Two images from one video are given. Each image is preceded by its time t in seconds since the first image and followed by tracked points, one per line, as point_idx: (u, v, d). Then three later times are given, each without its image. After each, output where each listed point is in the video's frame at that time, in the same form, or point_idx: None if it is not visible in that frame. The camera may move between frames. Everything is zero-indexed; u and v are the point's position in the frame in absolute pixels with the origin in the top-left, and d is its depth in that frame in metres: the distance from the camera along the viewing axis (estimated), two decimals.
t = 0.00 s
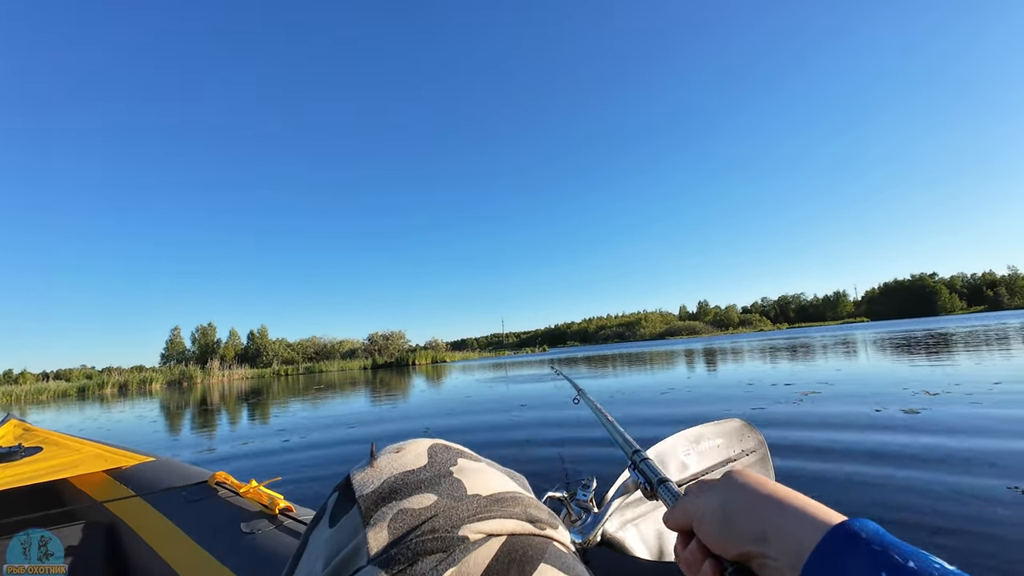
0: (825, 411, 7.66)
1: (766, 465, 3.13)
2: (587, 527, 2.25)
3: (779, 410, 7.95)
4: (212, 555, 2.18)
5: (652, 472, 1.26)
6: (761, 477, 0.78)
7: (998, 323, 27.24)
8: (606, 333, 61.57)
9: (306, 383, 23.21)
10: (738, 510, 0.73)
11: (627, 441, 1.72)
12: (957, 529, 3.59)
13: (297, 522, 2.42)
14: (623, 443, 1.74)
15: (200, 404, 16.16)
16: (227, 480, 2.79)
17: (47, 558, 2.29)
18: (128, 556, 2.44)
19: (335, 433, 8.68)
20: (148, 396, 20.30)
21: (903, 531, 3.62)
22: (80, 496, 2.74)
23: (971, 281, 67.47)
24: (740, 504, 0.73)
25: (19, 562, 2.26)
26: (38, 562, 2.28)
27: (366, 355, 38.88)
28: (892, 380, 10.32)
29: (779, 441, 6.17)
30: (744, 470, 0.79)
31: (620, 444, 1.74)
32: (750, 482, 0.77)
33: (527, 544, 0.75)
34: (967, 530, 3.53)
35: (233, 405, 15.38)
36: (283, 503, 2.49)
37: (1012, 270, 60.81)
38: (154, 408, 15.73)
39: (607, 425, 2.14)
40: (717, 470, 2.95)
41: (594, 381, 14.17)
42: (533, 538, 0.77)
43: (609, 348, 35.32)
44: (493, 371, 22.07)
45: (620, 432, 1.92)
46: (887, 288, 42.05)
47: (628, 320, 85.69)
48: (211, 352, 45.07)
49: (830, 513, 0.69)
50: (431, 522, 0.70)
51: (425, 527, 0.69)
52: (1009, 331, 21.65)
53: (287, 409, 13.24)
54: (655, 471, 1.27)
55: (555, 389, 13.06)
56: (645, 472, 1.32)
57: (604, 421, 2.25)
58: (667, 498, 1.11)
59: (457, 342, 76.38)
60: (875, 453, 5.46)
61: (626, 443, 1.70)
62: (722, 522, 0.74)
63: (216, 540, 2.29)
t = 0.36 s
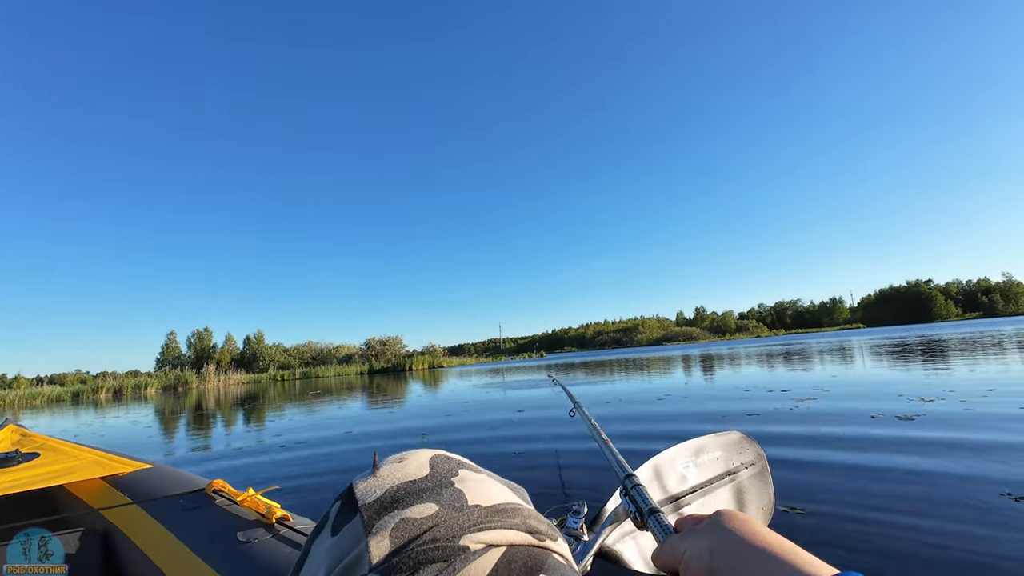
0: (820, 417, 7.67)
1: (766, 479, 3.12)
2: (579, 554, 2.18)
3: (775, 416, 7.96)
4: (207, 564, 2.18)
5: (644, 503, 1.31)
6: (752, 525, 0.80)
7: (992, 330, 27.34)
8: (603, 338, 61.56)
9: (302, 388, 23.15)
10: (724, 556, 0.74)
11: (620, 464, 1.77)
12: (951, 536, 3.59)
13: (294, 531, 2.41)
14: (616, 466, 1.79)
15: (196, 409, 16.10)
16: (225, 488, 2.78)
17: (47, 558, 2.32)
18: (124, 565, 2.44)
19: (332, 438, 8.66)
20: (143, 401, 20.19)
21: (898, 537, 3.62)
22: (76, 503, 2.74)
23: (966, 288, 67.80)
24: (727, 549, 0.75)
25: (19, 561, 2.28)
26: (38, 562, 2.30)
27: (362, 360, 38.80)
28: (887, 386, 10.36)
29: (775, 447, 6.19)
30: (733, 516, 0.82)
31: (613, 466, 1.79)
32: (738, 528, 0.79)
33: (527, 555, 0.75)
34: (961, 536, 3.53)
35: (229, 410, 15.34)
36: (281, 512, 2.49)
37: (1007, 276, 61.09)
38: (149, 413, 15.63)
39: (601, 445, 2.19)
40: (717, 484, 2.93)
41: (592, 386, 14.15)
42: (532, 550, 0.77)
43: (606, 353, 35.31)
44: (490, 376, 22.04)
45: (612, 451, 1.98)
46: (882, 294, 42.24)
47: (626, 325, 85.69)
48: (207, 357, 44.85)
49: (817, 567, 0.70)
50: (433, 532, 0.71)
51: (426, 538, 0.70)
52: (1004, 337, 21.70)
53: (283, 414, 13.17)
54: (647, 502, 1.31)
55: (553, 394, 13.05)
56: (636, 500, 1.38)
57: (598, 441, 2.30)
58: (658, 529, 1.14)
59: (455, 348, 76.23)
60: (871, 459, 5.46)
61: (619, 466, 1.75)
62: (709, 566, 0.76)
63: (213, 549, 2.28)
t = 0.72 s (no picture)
0: (818, 424, 7.68)
1: (757, 480, 3.15)
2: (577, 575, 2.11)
3: (773, 423, 7.96)
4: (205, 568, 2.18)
5: (636, 523, 1.36)
6: (735, 551, 0.83)
7: (992, 338, 27.35)
8: (603, 346, 61.50)
9: (302, 395, 23.10)
10: None
11: (614, 483, 1.81)
12: (947, 541, 3.60)
13: (291, 535, 2.42)
14: (610, 485, 1.83)
15: (196, 417, 16.09)
16: (222, 493, 2.79)
17: (47, 558, 2.30)
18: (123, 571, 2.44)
19: (332, 445, 8.65)
20: (143, 408, 20.17)
21: (895, 542, 3.62)
22: (75, 511, 2.75)
23: (966, 295, 67.86)
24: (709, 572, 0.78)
25: (18, 561, 2.26)
26: (38, 562, 2.27)
27: (363, 368, 38.76)
28: (886, 393, 10.37)
29: (774, 454, 6.19)
30: (717, 543, 0.86)
31: (608, 485, 1.83)
32: (719, 553, 0.83)
33: (509, 552, 0.77)
34: (957, 540, 3.54)
35: (228, 417, 15.31)
36: (279, 518, 2.50)
37: (1007, 283, 61.19)
38: (148, 420, 15.58)
39: (597, 464, 2.23)
40: (710, 485, 2.93)
41: (591, 394, 14.14)
42: (516, 546, 0.79)
43: (606, 360, 35.30)
44: (490, 383, 22.02)
45: (608, 469, 2.02)
46: (882, 301, 42.30)
47: (626, 333, 85.62)
48: (206, 363, 44.83)
49: None
50: (419, 529, 0.73)
51: (412, 534, 0.72)
52: (1003, 345, 21.71)
53: (282, 421, 13.15)
54: (640, 523, 1.36)
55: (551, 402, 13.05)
56: (628, 523, 1.42)
57: (595, 460, 2.34)
58: (649, 553, 1.18)
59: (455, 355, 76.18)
60: (868, 466, 5.48)
61: (614, 485, 1.79)
62: None
63: (211, 553, 2.29)
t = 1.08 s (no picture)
0: (821, 429, 7.61)
1: (761, 487, 3.12)
2: None
3: (776, 428, 7.89)
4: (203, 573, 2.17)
5: (641, 540, 1.35)
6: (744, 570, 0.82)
7: (995, 342, 27.22)
8: (604, 351, 61.33)
9: (304, 401, 23.06)
10: None
11: (617, 499, 1.79)
12: (954, 544, 3.55)
13: (289, 541, 2.42)
14: (615, 501, 1.81)
15: (198, 423, 16.08)
16: (220, 499, 2.79)
17: (46, 559, 2.32)
18: None
19: (333, 450, 8.62)
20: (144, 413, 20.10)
21: (902, 545, 3.57)
22: (71, 517, 2.73)
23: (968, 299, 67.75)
24: None
25: (19, 560, 2.29)
26: (38, 562, 2.30)
27: (364, 374, 38.69)
28: (890, 398, 10.30)
29: (777, 459, 6.16)
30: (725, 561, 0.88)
31: (611, 501, 1.81)
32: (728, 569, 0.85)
33: (512, 562, 0.76)
34: (963, 544, 3.50)
35: (231, 423, 15.31)
36: (278, 525, 2.49)
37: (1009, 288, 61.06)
38: (150, 426, 15.55)
39: (601, 479, 2.22)
40: (713, 493, 2.90)
41: (592, 399, 14.08)
42: (521, 556, 0.78)
43: (607, 366, 35.19)
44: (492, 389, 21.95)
45: (612, 485, 2.01)
46: (884, 305, 42.17)
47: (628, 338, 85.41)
48: (208, 368, 44.85)
49: None
50: (421, 538, 0.71)
51: (414, 543, 0.71)
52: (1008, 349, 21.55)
53: (282, 427, 13.09)
54: (644, 541, 1.35)
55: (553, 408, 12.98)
56: (632, 541, 1.40)
57: (598, 474, 2.32)
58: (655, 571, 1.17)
59: (456, 360, 76.13)
60: (872, 470, 5.44)
61: (618, 500, 1.78)
62: None
63: (208, 559, 2.28)
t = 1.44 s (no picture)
0: (825, 433, 7.57)
1: (765, 492, 3.09)
2: None
3: (780, 431, 7.85)
4: None
5: (638, 550, 1.33)
6: None
7: (999, 345, 27.12)
8: (607, 355, 61.17)
9: (306, 405, 23.05)
10: None
11: (615, 508, 1.78)
12: (961, 550, 3.52)
13: (290, 548, 2.41)
14: (611, 509, 1.79)
15: (200, 427, 16.08)
16: (219, 507, 2.78)
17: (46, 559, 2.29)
18: None
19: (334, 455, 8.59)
20: (146, 419, 20.06)
21: (909, 551, 3.54)
22: (67, 523, 2.70)
23: (972, 301, 67.49)
24: None
25: (19, 560, 2.26)
26: (37, 562, 2.26)
27: (366, 378, 38.64)
28: (894, 401, 10.24)
29: (780, 462, 6.13)
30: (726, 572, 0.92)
31: (608, 509, 1.80)
32: None
33: (522, 569, 0.74)
34: (969, 549, 3.48)
35: (233, 428, 15.30)
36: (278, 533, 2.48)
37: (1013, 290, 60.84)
38: (152, 432, 15.54)
39: (596, 486, 2.21)
40: (717, 498, 2.88)
41: (595, 403, 14.01)
42: (529, 565, 0.77)
43: (610, 370, 35.06)
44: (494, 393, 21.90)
45: (608, 492, 2.00)
46: (887, 308, 42.01)
47: (630, 341, 85.29)
48: (210, 373, 44.84)
49: None
50: (427, 548, 0.70)
51: (421, 553, 0.69)
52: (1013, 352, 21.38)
53: (284, 432, 13.05)
54: (642, 550, 1.33)
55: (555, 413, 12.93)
56: (630, 551, 1.38)
57: (594, 481, 2.31)
58: None
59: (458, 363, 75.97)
60: (876, 474, 5.41)
61: (615, 509, 1.76)
62: None
63: (208, 566, 2.28)
